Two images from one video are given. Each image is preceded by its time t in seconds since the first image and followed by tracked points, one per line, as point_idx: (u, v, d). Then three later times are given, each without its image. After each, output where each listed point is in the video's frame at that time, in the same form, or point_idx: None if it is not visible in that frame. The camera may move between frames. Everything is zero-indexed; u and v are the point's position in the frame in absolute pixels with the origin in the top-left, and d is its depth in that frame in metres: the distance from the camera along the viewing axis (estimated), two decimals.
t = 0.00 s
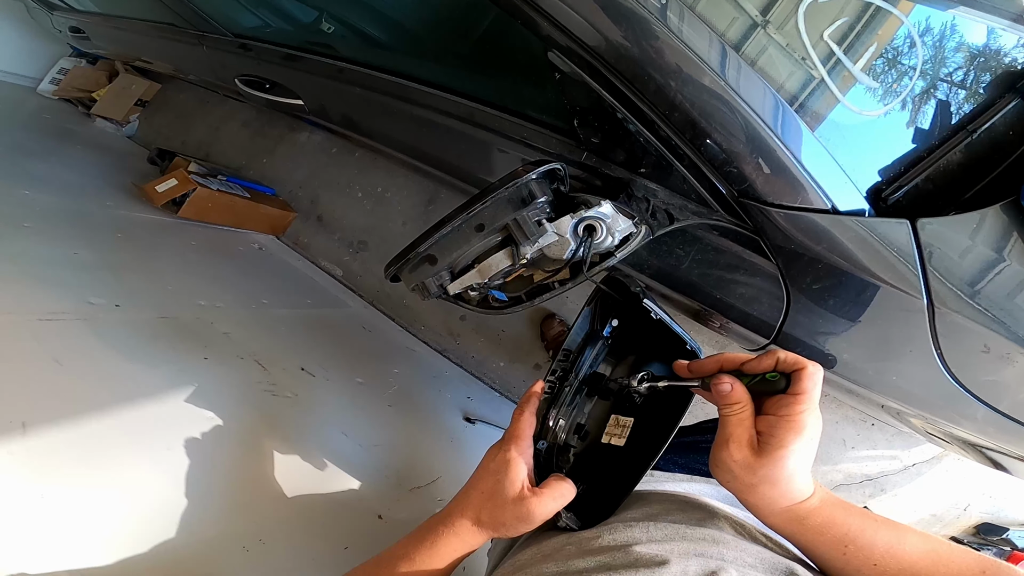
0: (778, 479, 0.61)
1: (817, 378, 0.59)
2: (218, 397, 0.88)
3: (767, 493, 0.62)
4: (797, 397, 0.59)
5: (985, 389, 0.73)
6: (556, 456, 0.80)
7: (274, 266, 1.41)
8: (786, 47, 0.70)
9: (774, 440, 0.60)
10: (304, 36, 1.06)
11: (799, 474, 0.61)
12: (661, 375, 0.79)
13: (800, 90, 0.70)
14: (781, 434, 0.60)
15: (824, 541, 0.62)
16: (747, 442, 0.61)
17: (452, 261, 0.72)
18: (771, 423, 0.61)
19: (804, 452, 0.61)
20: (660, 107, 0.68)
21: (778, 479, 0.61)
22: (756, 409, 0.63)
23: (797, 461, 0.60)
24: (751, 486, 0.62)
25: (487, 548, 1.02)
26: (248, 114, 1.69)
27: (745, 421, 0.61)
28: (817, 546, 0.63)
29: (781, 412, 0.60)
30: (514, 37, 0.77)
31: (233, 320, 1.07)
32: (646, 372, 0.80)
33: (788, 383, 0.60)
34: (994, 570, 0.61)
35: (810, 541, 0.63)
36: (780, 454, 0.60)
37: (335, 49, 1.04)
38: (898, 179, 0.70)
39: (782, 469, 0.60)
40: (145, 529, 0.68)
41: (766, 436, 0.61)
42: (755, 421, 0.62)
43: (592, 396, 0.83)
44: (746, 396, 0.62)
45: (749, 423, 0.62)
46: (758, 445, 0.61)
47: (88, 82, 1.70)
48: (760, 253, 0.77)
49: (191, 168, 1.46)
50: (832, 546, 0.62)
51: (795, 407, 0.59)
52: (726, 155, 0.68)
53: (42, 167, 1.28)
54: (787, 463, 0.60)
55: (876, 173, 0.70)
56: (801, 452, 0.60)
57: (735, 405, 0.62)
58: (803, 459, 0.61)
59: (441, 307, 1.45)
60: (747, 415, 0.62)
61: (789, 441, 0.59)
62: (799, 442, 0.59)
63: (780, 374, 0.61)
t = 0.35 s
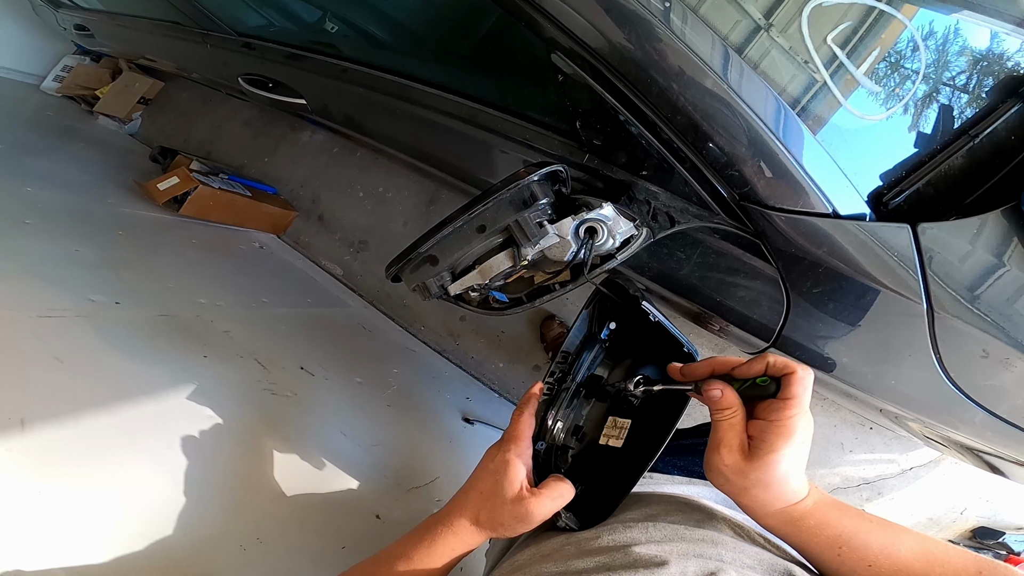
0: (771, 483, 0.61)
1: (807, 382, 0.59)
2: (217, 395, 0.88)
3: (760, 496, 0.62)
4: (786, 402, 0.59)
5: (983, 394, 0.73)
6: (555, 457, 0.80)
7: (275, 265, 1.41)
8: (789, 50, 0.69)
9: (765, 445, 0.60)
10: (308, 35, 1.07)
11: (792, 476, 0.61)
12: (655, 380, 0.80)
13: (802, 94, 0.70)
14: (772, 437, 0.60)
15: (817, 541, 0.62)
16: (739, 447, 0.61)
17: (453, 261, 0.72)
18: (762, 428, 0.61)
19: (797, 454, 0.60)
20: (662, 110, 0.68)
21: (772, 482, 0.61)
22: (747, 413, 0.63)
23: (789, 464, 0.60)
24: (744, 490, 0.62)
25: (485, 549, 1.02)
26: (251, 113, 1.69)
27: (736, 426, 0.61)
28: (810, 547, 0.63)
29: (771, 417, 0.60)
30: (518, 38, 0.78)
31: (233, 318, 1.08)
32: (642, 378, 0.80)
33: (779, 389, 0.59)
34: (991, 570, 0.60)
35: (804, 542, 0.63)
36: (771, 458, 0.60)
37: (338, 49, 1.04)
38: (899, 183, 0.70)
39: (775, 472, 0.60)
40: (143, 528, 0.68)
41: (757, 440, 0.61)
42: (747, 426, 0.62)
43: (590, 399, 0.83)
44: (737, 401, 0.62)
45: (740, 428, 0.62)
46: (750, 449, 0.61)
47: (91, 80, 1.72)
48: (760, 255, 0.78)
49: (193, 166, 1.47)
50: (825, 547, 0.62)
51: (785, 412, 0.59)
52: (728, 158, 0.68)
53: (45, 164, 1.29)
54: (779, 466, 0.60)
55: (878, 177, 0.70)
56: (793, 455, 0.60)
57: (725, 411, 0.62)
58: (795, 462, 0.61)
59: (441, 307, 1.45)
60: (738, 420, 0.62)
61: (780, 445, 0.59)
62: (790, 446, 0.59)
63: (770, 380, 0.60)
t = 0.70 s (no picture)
0: (779, 494, 0.62)
1: (806, 399, 0.57)
2: (214, 391, 0.88)
3: (771, 504, 0.63)
4: (785, 423, 0.58)
5: (980, 400, 0.73)
6: (556, 457, 0.81)
7: (275, 262, 1.41)
8: (795, 55, 0.70)
9: (769, 460, 0.60)
10: (314, 33, 1.07)
11: (801, 482, 0.62)
12: (659, 381, 0.81)
13: (807, 99, 0.70)
14: (775, 454, 0.60)
15: (828, 540, 0.63)
16: (744, 463, 0.62)
17: (459, 261, 0.72)
18: (765, 443, 0.61)
19: (803, 463, 0.60)
20: (669, 113, 0.69)
21: (782, 492, 0.61)
22: (749, 426, 0.63)
23: (797, 472, 0.60)
24: (756, 499, 0.63)
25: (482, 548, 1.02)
26: (254, 110, 1.69)
27: (740, 444, 0.62)
28: (820, 546, 0.64)
29: (772, 435, 0.59)
30: (526, 40, 0.78)
31: (233, 315, 1.08)
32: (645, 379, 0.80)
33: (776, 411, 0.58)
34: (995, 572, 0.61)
35: (815, 541, 0.64)
36: (776, 472, 0.60)
37: (344, 46, 1.04)
38: (903, 192, 0.70)
39: (782, 483, 0.61)
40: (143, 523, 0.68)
41: (762, 455, 0.61)
42: (750, 440, 0.62)
43: (593, 399, 0.84)
44: (737, 420, 0.62)
45: (744, 444, 0.62)
46: (755, 464, 0.61)
47: (96, 75, 1.71)
48: (762, 261, 0.78)
49: (195, 162, 1.47)
50: (835, 546, 0.63)
51: (785, 431, 0.58)
52: (733, 163, 0.69)
53: (46, 157, 1.28)
54: (785, 479, 0.60)
55: (881, 186, 0.71)
56: (800, 465, 0.60)
57: (728, 431, 0.62)
58: (801, 472, 0.61)
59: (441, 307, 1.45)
60: (742, 437, 0.62)
61: (784, 459, 0.59)
62: (794, 459, 0.59)
63: (766, 401, 0.59)
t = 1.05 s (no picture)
0: (791, 480, 0.61)
1: (796, 378, 0.60)
2: (205, 388, 0.88)
3: (783, 496, 0.62)
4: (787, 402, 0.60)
5: (967, 407, 0.75)
6: (551, 460, 0.82)
7: (269, 260, 1.41)
8: (793, 64, 0.71)
9: (778, 443, 0.61)
10: (316, 31, 1.07)
11: (811, 469, 0.62)
12: (653, 386, 0.80)
13: (804, 106, 0.71)
14: (783, 435, 0.61)
15: (841, 537, 0.62)
16: (754, 450, 0.62)
17: (458, 262, 0.73)
18: (771, 427, 0.62)
19: (810, 446, 0.61)
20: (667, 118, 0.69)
21: (794, 479, 0.61)
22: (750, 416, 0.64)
23: (807, 455, 0.61)
24: (770, 492, 0.62)
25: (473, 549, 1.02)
26: (253, 107, 1.69)
27: (746, 430, 0.62)
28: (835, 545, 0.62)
29: (777, 416, 0.61)
30: (530, 43, 0.79)
31: (228, 312, 1.08)
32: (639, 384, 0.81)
33: (776, 391, 0.60)
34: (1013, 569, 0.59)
35: (829, 540, 0.62)
36: (787, 455, 0.60)
37: (346, 46, 1.05)
38: (896, 202, 0.72)
39: (794, 468, 0.61)
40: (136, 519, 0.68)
41: (770, 439, 0.62)
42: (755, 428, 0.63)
43: (589, 404, 0.85)
44: (738, 406, 0.63)
45: (749, 430, 0.63)
46: (765, 451, 0.62)
47: (94, 70, 1.69)
48: (756, 268, 0.79)
49: (191, 158, 1.46)
50: (850, 543, 0.62)
51: (789, 410, 0.60)
52: (731, 171, 0.70)
53: (39, 150, 1.28)
54: (797, 462, 0.60)
55: (875, 196, 0.72)
56: (808, 448, 0.61)
57: (730, 421, 0.63)
58: (811, 457, 0.61)
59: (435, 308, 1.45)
60: (743, 422, 0.63)
61: (792, 439, 0.60)
62: (801, 439, 0.60)
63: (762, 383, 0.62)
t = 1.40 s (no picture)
0: (781, 491, 0.62)
1: (788, 394, 0.60)
2: (200, 384, 0.87)
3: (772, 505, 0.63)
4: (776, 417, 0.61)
5: (962, 411, 0.75)
6: (550, 456, 0.82)
7: (266, 256, 1.40)
8: (797, 67, 0.72)
9: (769, 455, 0.62)
10: (321, 26, 1.07)
11: (802, 479, 0.63)
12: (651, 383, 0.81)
13: (809, 109, 0.72)
14: (774, 449, 0.62)
15: (831, 543, 0.63)
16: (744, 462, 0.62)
17: (462, 260, 0.72)
18: (761, 441, 0.63)
19: (801, 458, 0.62)
20: (673, 118, 0.70)
21: (783, 489, 0.62)
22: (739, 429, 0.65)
23: (797, 466, 0.62)
24: (758, 501, 0.63)
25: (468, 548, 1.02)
26: (253, 102, 1.68)
27: (737, 443, 0.63)
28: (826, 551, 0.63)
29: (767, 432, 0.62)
30: (538, 41, 0.78)
31: (224, 308, 1.07)
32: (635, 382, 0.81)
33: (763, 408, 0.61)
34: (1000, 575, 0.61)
35: (818, 546, 0.64)
36: (777, 468, 0.61)
37: (350, 41, 1.04)
38: (899, 208, 0.72)
39: (785, 479, 0.62)
40: (130, 516, 0.68)
41: (762, 451, 0.62)
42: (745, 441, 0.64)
43: (586, 401, 0.85)
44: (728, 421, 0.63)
45: (740, 443, 0.63)
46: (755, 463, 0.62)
47: (94, 63, 1.68)
48: (760, 272, 0.79)
49: (190, 152, 1.45)
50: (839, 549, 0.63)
51: (779, 425, 0.61)
52: (737, 174, 0.70)
53: (36, 141, 1.27)
54: (785, 474, 0.61)
55: (877, 202, 0.73)
56: (798, 460, 0.62)
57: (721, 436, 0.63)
58: (800, 468, 0.62)
59: (432, 307, 1.45)
60: (735, 436, 0.63)
61: (783, 453, 0.61)
62: (791, 453, 0.61)
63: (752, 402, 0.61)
